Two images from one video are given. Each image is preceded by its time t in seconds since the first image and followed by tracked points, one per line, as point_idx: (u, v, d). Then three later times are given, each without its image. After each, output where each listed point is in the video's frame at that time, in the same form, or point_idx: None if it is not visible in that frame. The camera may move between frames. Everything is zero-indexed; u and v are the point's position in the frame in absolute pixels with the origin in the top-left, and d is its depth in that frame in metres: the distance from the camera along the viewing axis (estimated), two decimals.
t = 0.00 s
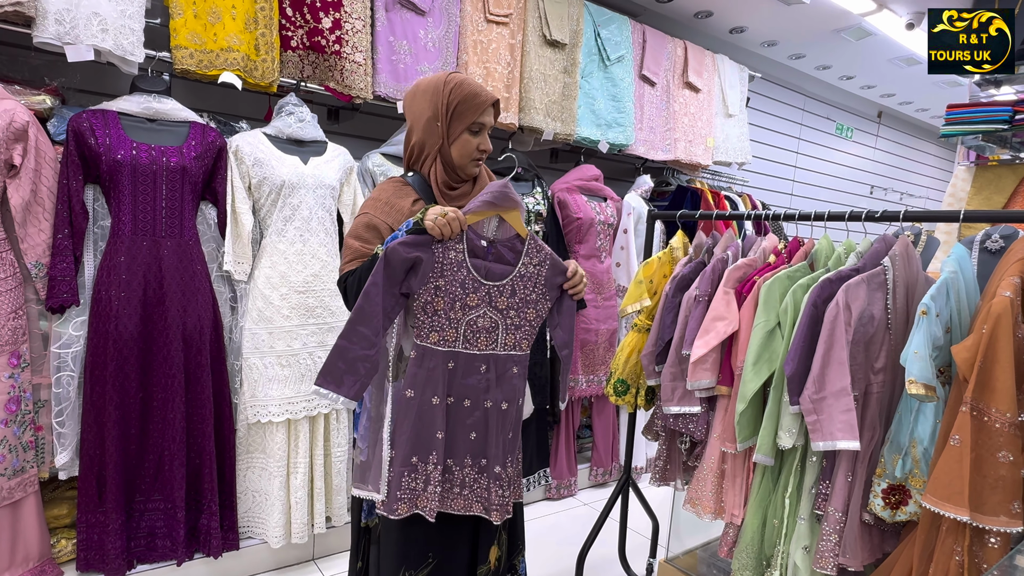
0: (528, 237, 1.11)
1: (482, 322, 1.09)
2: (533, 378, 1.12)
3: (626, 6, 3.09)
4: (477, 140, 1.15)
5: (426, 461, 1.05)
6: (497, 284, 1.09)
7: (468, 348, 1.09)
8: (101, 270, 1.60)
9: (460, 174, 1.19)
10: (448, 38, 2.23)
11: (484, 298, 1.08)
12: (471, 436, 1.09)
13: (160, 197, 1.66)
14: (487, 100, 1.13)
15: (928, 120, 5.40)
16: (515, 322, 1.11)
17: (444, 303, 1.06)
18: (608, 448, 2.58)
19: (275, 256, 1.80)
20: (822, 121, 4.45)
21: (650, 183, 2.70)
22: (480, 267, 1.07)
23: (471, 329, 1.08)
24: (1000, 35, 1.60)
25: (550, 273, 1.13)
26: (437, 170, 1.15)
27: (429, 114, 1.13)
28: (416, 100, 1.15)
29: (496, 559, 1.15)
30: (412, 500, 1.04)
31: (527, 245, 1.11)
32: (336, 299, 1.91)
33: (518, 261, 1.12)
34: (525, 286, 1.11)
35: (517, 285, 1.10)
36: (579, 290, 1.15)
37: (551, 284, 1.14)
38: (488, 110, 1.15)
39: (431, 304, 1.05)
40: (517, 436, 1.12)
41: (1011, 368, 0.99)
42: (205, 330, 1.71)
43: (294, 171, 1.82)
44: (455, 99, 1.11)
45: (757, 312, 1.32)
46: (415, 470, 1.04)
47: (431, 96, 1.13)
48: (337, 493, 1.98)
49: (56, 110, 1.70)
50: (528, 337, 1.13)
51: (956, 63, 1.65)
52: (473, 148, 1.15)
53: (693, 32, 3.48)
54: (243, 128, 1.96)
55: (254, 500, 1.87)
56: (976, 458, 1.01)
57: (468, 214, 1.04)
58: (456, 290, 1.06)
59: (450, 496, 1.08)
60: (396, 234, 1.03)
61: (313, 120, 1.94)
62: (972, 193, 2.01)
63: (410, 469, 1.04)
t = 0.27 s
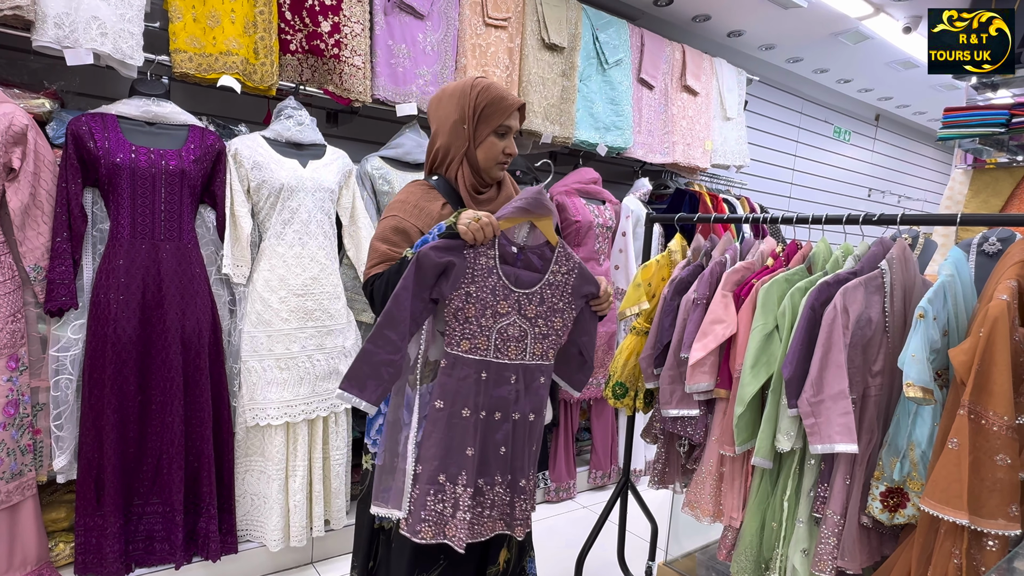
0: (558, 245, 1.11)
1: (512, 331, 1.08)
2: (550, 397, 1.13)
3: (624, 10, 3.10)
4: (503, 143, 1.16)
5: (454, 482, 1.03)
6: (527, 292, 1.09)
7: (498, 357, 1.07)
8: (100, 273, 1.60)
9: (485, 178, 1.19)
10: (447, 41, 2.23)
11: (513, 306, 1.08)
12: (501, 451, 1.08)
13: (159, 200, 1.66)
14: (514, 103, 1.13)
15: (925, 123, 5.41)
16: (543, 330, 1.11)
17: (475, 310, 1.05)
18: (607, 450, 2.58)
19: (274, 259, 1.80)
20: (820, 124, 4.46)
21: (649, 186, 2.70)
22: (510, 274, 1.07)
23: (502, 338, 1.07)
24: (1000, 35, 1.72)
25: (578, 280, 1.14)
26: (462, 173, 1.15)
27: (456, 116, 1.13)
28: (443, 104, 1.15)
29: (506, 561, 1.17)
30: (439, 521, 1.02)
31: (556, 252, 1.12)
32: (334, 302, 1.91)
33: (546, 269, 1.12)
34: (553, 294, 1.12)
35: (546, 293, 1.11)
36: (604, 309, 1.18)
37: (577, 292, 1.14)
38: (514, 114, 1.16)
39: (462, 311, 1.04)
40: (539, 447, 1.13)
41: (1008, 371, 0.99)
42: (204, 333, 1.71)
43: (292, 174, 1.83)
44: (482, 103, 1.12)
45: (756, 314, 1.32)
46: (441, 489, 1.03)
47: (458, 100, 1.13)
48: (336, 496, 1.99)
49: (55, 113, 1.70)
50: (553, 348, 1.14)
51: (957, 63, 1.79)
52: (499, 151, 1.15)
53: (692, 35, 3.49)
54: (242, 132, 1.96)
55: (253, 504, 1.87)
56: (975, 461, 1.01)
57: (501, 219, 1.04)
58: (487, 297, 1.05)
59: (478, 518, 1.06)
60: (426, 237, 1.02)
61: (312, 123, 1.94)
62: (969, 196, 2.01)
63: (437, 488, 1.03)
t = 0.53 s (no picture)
0: (610, 262, 1.07)
1: (556, 351, 1.06)
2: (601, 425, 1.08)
3: (622, 12, 3.11)
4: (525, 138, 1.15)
5: (508, 510, 0.98)
6: (574, 310, 1.06)
7: (543, 378, 1.05)
8: (99, 275, 1.60)
9: (513, 177, 1.17)
10: (446, 43, 2.23)
11: (559, 325, 1.05)
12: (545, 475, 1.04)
13: (158, 203, 1.66)
14: (530, 97, 1.14)
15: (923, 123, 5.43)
16: (591, 351, 1.08)
17: (519, 329, 1.03)
18: (607, 452, 2.58)
19: (273, 261, 1.80)
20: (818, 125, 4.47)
21: (647, 187, 2.70)
22: (557, 292, 1.04)
23: (546, 358, 1.05)
24: (1001, 34, 1.73)
25: (631, 300, 1.09)
26: (490, 171, 1.15)
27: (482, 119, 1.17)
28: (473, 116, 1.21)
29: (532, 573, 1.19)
30: (494, 553, 0.96)
31: (608, 270, 1.07)
32: (333, 303, 1.91)
33: (596, 287, 1.08)
34: (603, 313, 1.08)
35: (595, 313, 1.07)
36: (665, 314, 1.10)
37: (630, 312, 1.09)
38: (537, 110, 1.16)
39: (506, 330, 1.02)
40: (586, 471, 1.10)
41: (1007, 372, 0.99)
42: (203, 335, 1.71)
43: (291, 176, 1.82)
44: (500, 103, 1.15)
45: (754, 316, 1.32)
46: (496, 519, 0.97)
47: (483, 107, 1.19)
48: (336, 498, 1.98)
49: (54, 116, 1.70)
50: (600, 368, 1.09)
51: (957, 62, 1.80)
52: (518, 145, 1.14)
53: (690, 37, 3.49)
54: (241, 134, 1.96)
55: (252, 506, 1.86)
56: (973, 462, 1.01)
57: (547, 235, 1.00)
58: (532, 316, 1.03)
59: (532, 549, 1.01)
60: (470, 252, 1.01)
61: (311, 125, 1.94)
62: (967, 197, 2.02)
63: (491, 517, 0.97)
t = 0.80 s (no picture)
0: (658, 284, 0.99)
1: (597, 374, 1.01)
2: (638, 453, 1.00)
3: (620, 13, 3.12)
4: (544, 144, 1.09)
5: (537, 535, 0.98)
6: (616, 334, 1.00)
7: (579, 402, 1.02)
8: (97, 276, 1.59)
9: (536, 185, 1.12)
10: (444, 44, 2.24)
11: (601, 346, 1.01)
12: (580, 504, 1.01)
13: (156, 204, 1.66)
14: (549, 101, 1.07)
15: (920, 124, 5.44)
16: (637, 379, 1.00)
17: (554, 348, 1.01)
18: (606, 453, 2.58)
19: (271, 262, 1.80)
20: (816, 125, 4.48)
21: (645, 188, 2.70)
22: (597, 313, 1.00)
23: (583, 381, 1.01)
24: (1001, 34, 1.74)
25: (685, 326, 0.98)
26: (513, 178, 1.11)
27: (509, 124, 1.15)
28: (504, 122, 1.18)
29: None
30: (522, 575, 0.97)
31: (656, 292, 0.99)
32: (331, 304, 1.91)
33: (645, 310, 1.01)
34: (651, 338, 0.99)
35: (640, 337, 1.00)
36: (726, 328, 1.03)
37: (684, 339, 0.98)
38: (557, 114, 1.09)
39: (542, 350, 1.01)
40: (634, 510, 0.99)
41: (1004, 372, 0.99)
42: (201, 337, 1.71)
43: (289, 177, 1.82)
44: (521, 108, 1.11)
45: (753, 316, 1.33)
46: (525, 541, 0.98)
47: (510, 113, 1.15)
48: (334, 499, 1.97)
49: (51, 117, 1.70)
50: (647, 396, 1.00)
51: (957, 62, 1.81)
52: (536, 152, 1.08)
53: (688, 38, 3.50)
54: (239, 135, 1.96)
55: (251, 507, 1.85)
56: (971, 461, 1.01)
57: (587, 254, 0.96)
58: (568, 336, 1.01)
59: None
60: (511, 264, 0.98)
61: (309, 126, 1.94)
62: (965, 197, 2.02)
63: (521, 539, 0.98)
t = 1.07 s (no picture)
0: (706, 291, 0.96)
1: (638, 385, 0.99)
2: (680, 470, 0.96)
3: (618, 13, 3.12)
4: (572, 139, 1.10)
5: (558, 542, 0.95)
6: (657, 343, 0.98)
7: (617, 413, 0.99)
8: (95, 277, 1.59)
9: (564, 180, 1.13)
10: (443, 44, 2.24)
11: (643, 356, 0.98)
12: (615, 519, 0.98)
13: (154, 205, 1.66)
14: (578, 95, 1.09)
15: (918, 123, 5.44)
16: (681, 391, 0.97)
17: (593, 355, 0.99)
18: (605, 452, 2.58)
19: (270, 262, 1.80)
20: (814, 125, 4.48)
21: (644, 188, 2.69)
22: (640, 320, 0.98)
23: (623, 391, 0.99)
24: (1001, 34, 1.75)
25: (733, 336, 0.95)
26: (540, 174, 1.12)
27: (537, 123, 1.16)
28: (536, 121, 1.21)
29: None
30: None
31: (703, 300, 0.97)
32: (330, 305, 1.91)
33: (691, 319, 0.98)
34: (697, 349, 0.97)
35: (685, 347, 0.97)
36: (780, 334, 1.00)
37: (733, 351, 0.95)
38: (587, 109, 1.09)
39: (581, 357, 1.00)
40: (677, 531, 0.94)
41: (1003, 370, 1.00)
42: (200, 338, 1.71)
43: (287, 177, 1.82)
44: (550, 105, 1.13)
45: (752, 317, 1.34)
46: (545, 547, 0.96)
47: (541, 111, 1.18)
48: (333, 500, 1.97)
49: (49, 118, 1.70)
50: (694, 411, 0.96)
51: (957, 62, 1.81)
52: (563, 146, 1.10)
53: (686, 37, 3.50)
54: (237, 135, 1.96)
55: (250, 509, 1.85)
56: (970, 460, 1.01)
57: (629, 259, 0.94)
58: (608, 344, 0.99)
59: None
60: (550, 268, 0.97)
61: (308, 126, 1.94)
62: (963, 196, 2.01)
63: (541, 544, 0.96)
